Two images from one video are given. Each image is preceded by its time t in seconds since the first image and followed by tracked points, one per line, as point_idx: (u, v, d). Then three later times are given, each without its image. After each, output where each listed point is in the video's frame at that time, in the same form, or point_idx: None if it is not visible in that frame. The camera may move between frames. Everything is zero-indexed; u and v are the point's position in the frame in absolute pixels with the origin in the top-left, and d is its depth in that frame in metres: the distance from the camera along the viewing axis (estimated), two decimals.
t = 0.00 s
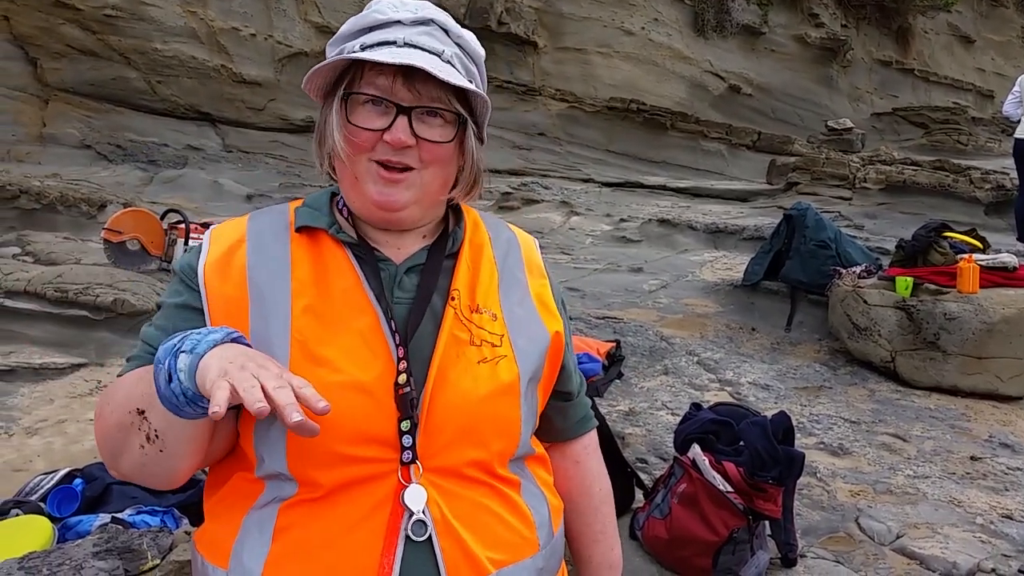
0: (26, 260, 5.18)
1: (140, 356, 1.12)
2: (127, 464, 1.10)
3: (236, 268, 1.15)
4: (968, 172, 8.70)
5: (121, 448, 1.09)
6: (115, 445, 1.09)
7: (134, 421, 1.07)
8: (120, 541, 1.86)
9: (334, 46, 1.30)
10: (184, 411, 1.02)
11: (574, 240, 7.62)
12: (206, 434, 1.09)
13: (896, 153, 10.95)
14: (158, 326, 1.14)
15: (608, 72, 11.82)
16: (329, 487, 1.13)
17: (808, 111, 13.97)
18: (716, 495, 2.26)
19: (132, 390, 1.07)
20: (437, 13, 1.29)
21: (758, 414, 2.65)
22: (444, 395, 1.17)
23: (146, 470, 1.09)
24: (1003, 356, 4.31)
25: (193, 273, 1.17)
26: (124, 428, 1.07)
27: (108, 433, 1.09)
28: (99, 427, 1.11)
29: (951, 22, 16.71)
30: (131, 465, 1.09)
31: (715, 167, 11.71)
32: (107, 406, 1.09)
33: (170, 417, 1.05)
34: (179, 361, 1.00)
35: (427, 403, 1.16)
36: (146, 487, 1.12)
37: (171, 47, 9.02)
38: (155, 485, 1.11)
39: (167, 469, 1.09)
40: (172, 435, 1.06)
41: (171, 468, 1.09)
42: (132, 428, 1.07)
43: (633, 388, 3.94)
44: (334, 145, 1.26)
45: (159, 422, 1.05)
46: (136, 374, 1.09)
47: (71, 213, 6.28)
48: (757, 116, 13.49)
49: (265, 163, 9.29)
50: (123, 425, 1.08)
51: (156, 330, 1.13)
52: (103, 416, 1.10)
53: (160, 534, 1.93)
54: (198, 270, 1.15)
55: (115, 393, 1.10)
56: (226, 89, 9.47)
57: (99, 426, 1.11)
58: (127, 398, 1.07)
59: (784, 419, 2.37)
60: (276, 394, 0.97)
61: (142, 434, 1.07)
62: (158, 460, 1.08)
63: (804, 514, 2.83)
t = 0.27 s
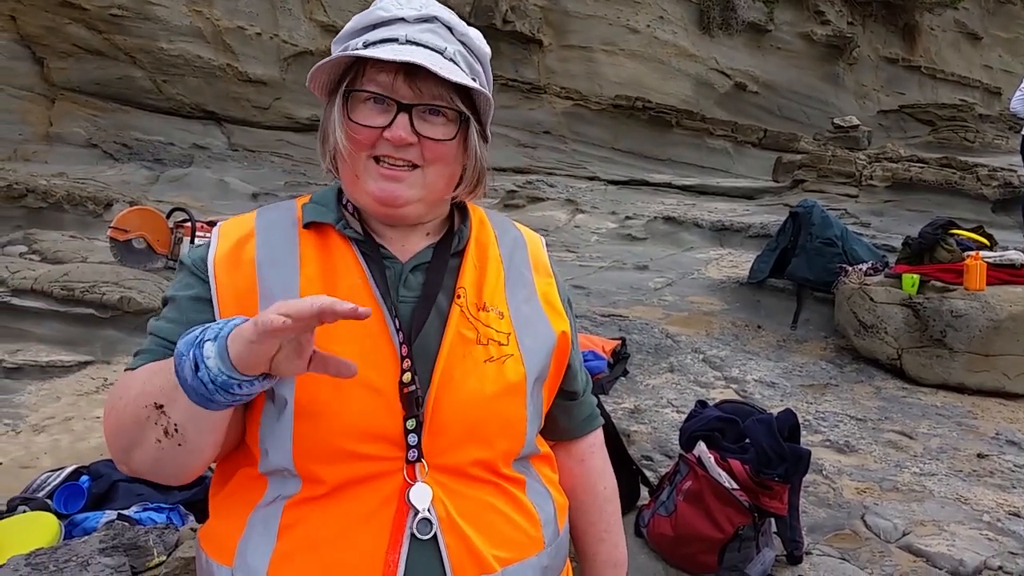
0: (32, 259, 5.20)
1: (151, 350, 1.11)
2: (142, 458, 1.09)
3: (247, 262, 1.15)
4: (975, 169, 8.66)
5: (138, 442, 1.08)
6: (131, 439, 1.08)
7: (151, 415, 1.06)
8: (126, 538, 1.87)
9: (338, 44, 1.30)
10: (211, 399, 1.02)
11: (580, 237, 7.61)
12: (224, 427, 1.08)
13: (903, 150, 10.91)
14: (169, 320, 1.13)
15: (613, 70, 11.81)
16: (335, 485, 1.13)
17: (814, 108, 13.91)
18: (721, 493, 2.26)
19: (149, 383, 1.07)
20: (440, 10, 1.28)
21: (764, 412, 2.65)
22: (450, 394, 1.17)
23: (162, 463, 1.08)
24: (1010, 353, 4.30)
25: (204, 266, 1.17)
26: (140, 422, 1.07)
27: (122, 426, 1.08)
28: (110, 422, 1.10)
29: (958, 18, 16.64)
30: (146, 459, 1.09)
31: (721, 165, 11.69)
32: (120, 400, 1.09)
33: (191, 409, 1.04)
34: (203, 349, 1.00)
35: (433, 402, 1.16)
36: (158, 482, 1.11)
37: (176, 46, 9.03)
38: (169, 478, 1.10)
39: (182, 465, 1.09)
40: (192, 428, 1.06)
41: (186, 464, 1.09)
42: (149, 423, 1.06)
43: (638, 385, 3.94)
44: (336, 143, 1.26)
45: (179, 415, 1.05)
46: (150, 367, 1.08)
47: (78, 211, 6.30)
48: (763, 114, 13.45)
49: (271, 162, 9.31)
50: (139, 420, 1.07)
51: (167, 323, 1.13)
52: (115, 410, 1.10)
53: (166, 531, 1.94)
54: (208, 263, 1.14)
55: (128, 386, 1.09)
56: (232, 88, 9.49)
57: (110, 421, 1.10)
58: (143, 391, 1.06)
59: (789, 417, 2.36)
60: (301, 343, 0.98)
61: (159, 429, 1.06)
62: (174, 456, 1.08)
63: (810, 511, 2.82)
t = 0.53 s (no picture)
0: (36, 267, 5.22)
1: (157, 345, 1.11)
2: (147, 447, 1.06)
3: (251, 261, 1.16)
4: (978, 178, 8.67)
5: (142, 427, 1.06)
6: (136, 424, 1.06)
7: (161, 394, 1.04)
8: (129, 547, 1.86)
9: (334, 57, 1.28)
10: (232, 356, 1.01)
11: (582, 246, 7.62)
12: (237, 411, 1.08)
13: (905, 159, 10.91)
14: (176, 317, 1.14)
15: (616, 79, 11.84)
16: (340, 493, 1.13)
17: (816, 117, 13.91)
18: (725, 503, 2.25)
19: (159, 364, 1.05)
20: (433, 18, 1.27)
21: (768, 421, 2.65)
22: (453, 402, 1.17)
23: (169, 449, 1.06)
24: (1014, 364, 4.29)
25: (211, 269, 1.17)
26: (149, 404, 1.04)
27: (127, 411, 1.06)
28: (111, 415, 1.08)
29: (960, 28, 16.67)
30: (152, 446, 1.06)
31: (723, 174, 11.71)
32: (124, 390, 1.07)
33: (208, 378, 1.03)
34: (223, 306, 1.02)
35: (437, 411, 1.17)
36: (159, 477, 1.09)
37: (180, 55, 9.07)
38: (173, 470, 1.08)
39: (192, 449, 1.06)
40: (204, 405, 1.04)
41: (195, 448, 1.07)
42: (158, 402, 1.04)
43: (641, 395, 3.94)
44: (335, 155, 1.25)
45: (193, 390, 1.03)
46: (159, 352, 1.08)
47: (82, 220, 6.33)
48: (765, 123, 13.46)
49: (274, 170, 9.33)
50: (147, 402, 1.04)
51: (170, 322, 1.14)
52: (117, 402, 1.08)
53: (169, 541, 1.94)
54: (216, 266, 1.15)
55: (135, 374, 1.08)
56: (236, 97, 9.52)
57: (113, 413, 1.07)
58: (154, 370, 1.04)
59: (793, 427, 2.35)
60: (314, 268, 1.09)
61: (170, 408, 1.04)
62: (184, 438, 1.05)
63: (813, 522, 2.81)
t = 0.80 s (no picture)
0: (53, 266, 5.27)
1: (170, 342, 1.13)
2: (154, 441, 1.08)
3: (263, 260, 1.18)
4: (994, 184, 8.61)
5: (149, 422, 1.08)
6: (143, 419, 1.08)
7: (167, 388, 1.06)
8: (143, 543, 1.88)
9: (351, 64, 1.29)
10: (234, 351, 1.03)
11: (594, 250, 7.62)
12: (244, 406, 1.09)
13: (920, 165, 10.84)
14: (190, 314, 1.16)
15: (630, 82, 11.85)
16: (356, 491, 1.15)
17: (831, 122, 13.85)
18: (736, 508, 2.25)
19: (165, 360, 1.07)
20: (451, 27, 1.28)
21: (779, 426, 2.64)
22: (468, 403, 1.18)
23: (174, 443, 1.07)
24: None
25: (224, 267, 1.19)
26: (155, 399, 1.06)
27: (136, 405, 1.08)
28: (122, 409, 1.10)
29: (977, 33, 16.57)
30: (158, 441, 1.08)
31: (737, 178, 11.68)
32: (133, 386, 1.09)
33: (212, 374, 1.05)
34: (226, 302, 1.03)
35: (452, 410, 1.17)
36: (168, 472, 1.10)
37: (196, 57, 9.15)
38: (181, 463, 1.09)
39: (198, 443, 1.07)
40: (208, 400, 1.06)
41: (200, 443, 1.08)
42: (164, 397, 1.06)
43: (652, 399, 3.93)
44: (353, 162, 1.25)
45: (197, 385, 1.05)
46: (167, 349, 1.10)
47: (98, 220, 6.39)
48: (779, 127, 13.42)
49: (288, 172, 9.38)
50: (153, 397, 1.06)
51: (184, 319, 1.16)
52: (127, 397, 1.10)
53: (182, 537, 1.95)
54: (228, 264, 1.17)
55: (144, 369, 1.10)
56: (251, 99, 9.58)
57: (123, 407, 1.09)
58: (160, 366, 1.07)
59: (805, 433, 2.33)
60: (315, 263, 1.10)
61: (174, 403, 1.06)
62: (189, 433, 1.07)
63: (824, 528, 2.81)
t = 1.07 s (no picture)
0: (61, 258, 5.29)
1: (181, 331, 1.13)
2: (162, 426, 1.08)
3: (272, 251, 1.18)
4: (1003, 182, 8.56)
5: (158, 408, 1.08)
6: (152, 404, 1.08)
7: (175, 373, 1.06)
8: (151, 535, 1.89)
9: (350, 65, 1.28)
10: (241, 335, 1.03)
11: (601, 245, 7.61)
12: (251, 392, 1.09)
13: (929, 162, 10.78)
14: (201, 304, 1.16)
15: (638, 78, 11.82)
16: (361, 484, 1.15)
17: (839, 118, 13.79)
18: (742, 503, 2.25)
19: (173, 346, 1.08)
20: (447, 19, 1.25)
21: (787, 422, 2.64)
22: (474, 398, 1.18)
23: (182, 428, 1.08)
24: None
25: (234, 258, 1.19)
26: (163, 384, 1.07)
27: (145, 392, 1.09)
28: (131, 396, 1.11)
29: (988, 29, 16.47)
30: (165, 425, 1.08)
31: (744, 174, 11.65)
32: (141, 373, 1.10)
33: (220, 360, 1.05)
34: (231, 287, 1.05)
35: (458, 406, 1.18)
36: (177, 460, 1.11)
37: (204, 51, 9.17)
38: (190, 450, 1.09)
39: (205, 428, 1.08)
40: (215, 384, 1.06)
41: (207, 428, 1.08)
42: (171, 381, 1.06)
43: (658, 394, 3.93)
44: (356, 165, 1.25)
45: (204, 369, 1.05)
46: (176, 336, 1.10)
47: (106, 213, 6.41)
48: (787, 123, 13.36)
49: (296, 166, 9.39)
50: (161, 382, 1.07)
51: (193, 308, 1.16)
52: (136, 385, 1.10)
53: (190, 529, 1.96)
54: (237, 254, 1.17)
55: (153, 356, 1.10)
56: (259, 93, 9.60)
57: (133, 394, 1.10)
58: (168, 351, 1.07)
59: (812, 428, 2.35)
60: (321, 250, 1.11)
61: (182, 387, 1.06)
62: (196, 418, 1.07)
63: (830, 524, 2.80)
